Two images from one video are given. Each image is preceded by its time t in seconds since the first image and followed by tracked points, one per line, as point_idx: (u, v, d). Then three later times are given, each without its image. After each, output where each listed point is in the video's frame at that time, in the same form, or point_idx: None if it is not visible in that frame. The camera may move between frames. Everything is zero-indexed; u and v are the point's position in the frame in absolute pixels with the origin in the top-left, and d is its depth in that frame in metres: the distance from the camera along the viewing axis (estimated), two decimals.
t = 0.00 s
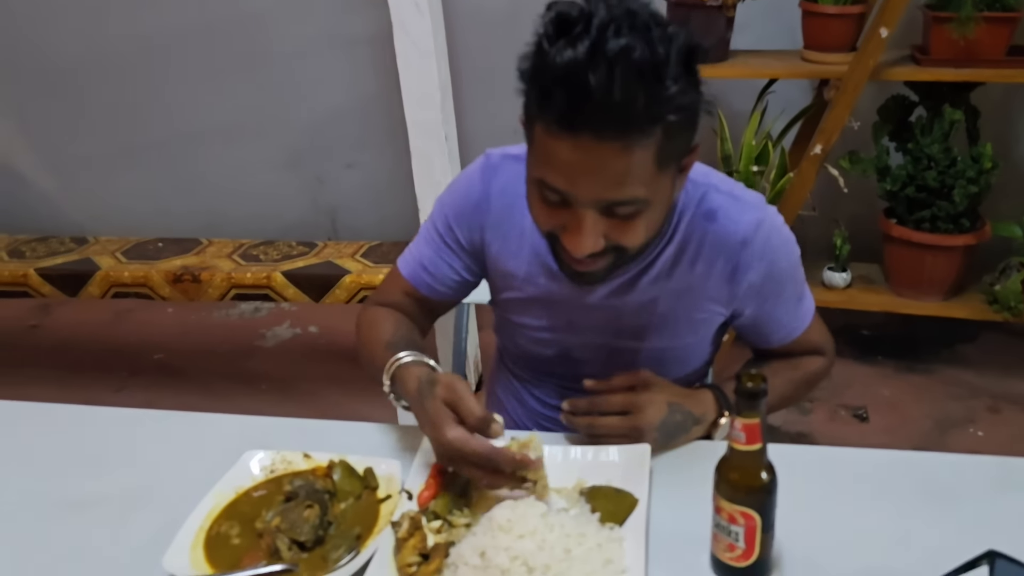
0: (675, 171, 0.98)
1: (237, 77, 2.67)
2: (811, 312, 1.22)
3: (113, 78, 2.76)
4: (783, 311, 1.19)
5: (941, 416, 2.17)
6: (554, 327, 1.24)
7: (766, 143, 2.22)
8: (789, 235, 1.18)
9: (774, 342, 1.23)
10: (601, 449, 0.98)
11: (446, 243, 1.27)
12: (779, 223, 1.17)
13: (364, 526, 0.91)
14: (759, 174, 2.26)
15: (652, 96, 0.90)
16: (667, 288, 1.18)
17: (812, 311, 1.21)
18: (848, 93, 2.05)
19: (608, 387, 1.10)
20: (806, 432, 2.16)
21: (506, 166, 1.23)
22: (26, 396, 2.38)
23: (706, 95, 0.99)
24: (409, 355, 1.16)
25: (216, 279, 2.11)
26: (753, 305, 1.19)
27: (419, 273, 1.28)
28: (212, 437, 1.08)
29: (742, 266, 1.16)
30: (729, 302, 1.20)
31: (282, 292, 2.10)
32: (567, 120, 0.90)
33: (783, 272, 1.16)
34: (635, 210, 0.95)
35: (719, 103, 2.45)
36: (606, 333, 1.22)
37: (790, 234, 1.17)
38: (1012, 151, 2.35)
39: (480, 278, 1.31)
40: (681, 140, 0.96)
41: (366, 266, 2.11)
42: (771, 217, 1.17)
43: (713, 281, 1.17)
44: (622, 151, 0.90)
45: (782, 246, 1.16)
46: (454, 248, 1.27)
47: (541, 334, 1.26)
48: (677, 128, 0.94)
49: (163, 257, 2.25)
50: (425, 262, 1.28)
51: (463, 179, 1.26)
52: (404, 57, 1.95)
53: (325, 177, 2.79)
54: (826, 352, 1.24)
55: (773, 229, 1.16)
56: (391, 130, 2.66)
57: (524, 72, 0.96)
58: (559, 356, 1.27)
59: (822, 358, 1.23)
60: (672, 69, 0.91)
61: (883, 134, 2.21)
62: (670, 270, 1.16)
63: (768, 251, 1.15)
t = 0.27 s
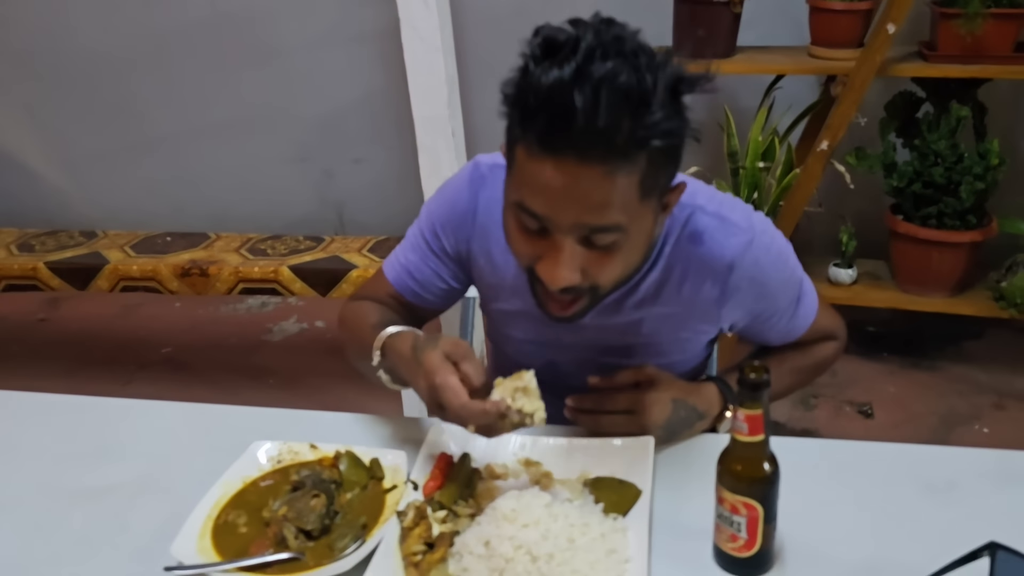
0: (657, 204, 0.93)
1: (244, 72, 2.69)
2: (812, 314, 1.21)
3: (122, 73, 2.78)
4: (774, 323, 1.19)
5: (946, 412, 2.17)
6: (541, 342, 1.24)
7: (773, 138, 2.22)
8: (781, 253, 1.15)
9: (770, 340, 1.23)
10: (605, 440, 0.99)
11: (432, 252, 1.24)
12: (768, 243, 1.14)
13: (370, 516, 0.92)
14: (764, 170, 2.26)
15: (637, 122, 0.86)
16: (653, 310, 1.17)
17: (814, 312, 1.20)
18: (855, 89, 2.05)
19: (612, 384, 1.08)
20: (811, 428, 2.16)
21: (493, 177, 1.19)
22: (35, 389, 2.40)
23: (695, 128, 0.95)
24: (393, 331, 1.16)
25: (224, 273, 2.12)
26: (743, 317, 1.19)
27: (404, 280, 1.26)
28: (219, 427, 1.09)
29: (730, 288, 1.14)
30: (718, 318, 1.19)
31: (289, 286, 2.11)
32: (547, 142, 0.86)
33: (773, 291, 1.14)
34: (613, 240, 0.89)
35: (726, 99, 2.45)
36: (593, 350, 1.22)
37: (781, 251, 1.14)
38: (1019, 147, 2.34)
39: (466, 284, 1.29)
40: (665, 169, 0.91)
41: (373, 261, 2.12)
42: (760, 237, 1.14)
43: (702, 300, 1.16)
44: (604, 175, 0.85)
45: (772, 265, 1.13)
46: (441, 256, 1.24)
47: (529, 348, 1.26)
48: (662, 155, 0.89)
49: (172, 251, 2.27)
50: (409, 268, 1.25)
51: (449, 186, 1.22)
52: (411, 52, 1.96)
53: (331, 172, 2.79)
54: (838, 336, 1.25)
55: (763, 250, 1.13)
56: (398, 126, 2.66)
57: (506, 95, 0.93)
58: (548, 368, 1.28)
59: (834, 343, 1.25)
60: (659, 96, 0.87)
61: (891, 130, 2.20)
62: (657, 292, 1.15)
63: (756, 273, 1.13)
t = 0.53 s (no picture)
0: (650, 242, 0.93)
1: (248, 69, 2.69)
2: (811, 308, 1.20)
3: (126, 70, 2.78)
4: (766, 331, 1.19)
5: (950, 410, 2.17)
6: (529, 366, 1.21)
7: (777, 136, 2.22)
8: (772, 270, 1.13)
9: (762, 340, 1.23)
10: (609, 437, 0.99)
11: (418, 267, 1.20)
12: (757, 261, 1.12)
13: (373, 511, 0.92)
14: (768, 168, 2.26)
15: (637, 158, 0.86)
16: (644, 335, 1.14)
17: (812, 305, 1.19)
18: (859, 86, 2.05)
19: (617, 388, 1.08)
20: (814, 425, 2.16)
21: (481, 194, 1.16)
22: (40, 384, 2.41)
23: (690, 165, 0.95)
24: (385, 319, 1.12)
25: (227, 269, 2.12)
26: (734, 330, 1.18)
27: (389, 294, 1.21)
28: (223, 422, 1.10)
29: (724, 309, 1.13)
30: (708, 336, 1.18)
31: (293, 282, 2.12)
32: (548, 174, 0.85)
33: (766, 308, 1.13)
34: (605, 278, 0.89)
35: (730, 96, 2.45)
36: (582, 370, 1.20)
37: (772, 266, 1.13)
38: None
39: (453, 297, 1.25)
40: (658, 206, 0.91)
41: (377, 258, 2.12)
42: (748, 258, 1.12)
43: (694, 321, 1.14)
44: (601, 212, 0.85)
45: (764, 283, 1.12)
46: (427, 271, 1.21)
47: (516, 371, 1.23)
48: (659, 194, 0.90)
49: (176, 247, 2.27)
50: (395, 282, 1.21)
51: (435, 202, 1.18)
52: (415, 49, 1.96)
53: (334, 169, 2.79)
54: (841, 318, 1.25)
55: (754, 270, 1.11)
56: (401, 123, 2.66)
57: (504, 120, 0.93)
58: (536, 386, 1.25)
59: (837, 324, 1.24)
60: (659, 135, 0.87)
61: (894, 126, 2.20)
62: (649, 317, 1.12)
63: (749, 293, 1.11)
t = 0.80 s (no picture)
0: (647, 257, 0.94)
1: (252, 67, 2.70)
2: (812, 304, 1.21)
3: (130, 68, 2.79)
4: (769, 329, 1.20)
5: (952, 408, 2.18)
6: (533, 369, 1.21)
7: (780, 134, 2.22)
8: (772, 270, 1.14)
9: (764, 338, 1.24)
10: (612, 433, 1.00)
11: (421, 275, 1.20)
12: (757, 262, 1.13)
13: (380, 505, 0.93)
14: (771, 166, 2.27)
15: (636, 173, 0.86)
16: (646, 339, 1.14)
17: (813, 302, 1.20)
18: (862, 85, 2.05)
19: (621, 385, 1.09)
20: (816, 423, 2.17)
21: (481, 199, 1.16)
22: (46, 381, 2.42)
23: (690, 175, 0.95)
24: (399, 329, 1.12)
25: (232, 266, 2.13)
26: (735, 330, 1.19)
27: (392, 304, 1.21)
28: (229, 417, 1.11)
29: (725, 313, 1.13)
30: (711, 339, 1.18)
31: (298, 279, 2.13)
32: (545, 187, 0.86)
33: (766, 308, 1.14)
34: (599, 291, 0.90)
35: (733, 95, 2.45)
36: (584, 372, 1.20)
37: (772, 268, 1.14)
38: None
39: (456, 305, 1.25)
40: (657, 220, 0.92)
41: (381, 255, 2.13)
42: (749, 258, 1.13)
43: (696, 327, 1.15)
44: (597, 225, 0.86)
45: (764, 284, 1.13)
46: (429, 279, 1.21)
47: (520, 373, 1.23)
48: (658, 209, 0.90)
49: (181, 244, 2.28)
50: (398, 292, 1.21)
51: (435, 209, 1.19)
52: (419, 46, 1.97)
53: (338, 167, 2.79)
54: (842, 310, 1.26)
55: (754, 273, 1.12)
56: (405, 121, 2.67)
57: (504, 128, 0.93)
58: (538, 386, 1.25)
59: (838, 317, 1.25)
60: (660, 150, 0.87)
61: (898, 125, 2.20)
62: (651, 322, 1.13)
63: (750, 295, 1.12)
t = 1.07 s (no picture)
0: (650, 245, 0.94)
1: (257, 65, 2.70)
2: (818, 305, 1.21)
3: (135, 66, 2.80)
4: (775, 326, 1.20)
5: (955, 407, 2.18)
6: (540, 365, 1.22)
7: (783, 132, 2.23)
8: (779, 268, 1.14)
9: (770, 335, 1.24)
10: (616, 430, 1.00)
11: (430, 273, 1.21)
12: (764, 259, 1.13)
13: (385, 501, 0.94)
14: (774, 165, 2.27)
15: (634, 162, 0.87)
16: (653, 335, 1.15)
17: (818, 303, 1.20)
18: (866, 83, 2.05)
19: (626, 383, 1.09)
20: (819, 422, 2.17)
21: (490, 197, 1.17)
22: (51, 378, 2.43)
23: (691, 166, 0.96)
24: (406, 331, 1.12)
25: (236, 264, 2.14)
26: (742, 328, 1.19)
27: (401, 302, 1.22)
28: (235, 415, 1.11)
29: (731, 311, 1.13)
30: (718, 336, 1.18)
31: (302, 277, 2.14)
32: (544, 176, 0.86)
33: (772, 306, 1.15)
34: (602, 277, 0.90)
35: (737, 93, 2.45)
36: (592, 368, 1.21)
37: (779, 266, 1.14)
38: None
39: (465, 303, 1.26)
40: (659, 208, 0.92)
41: (385, 253, 2.14)
42: (756, 256, 1.13)
43: (703, 324, 1.15)
44: (598, 213, 0.86)
45: (771, 282, 1.13)
46: (438, 277, 1.21)
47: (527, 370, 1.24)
48: (659, 196, 0.91)
49: (185, 242, 2.29)
50: (407, 290, 1.21)
51: (443, 207, 1.19)
52: (423, 45, 1.97)
53: (342, 165, 2.80)
54: (848, 312, 1.26)
55: (761, 270, 1.12)
56: (408, 119, 2.67)
57: (505, 123, 0.93)
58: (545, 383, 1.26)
59: (843, 319, 1.25)
60: (658, 138, 0.88)
61: (901, 123, 2.20)
62: (657, 318, 1.13)
63: (755, 293, 1.12)
